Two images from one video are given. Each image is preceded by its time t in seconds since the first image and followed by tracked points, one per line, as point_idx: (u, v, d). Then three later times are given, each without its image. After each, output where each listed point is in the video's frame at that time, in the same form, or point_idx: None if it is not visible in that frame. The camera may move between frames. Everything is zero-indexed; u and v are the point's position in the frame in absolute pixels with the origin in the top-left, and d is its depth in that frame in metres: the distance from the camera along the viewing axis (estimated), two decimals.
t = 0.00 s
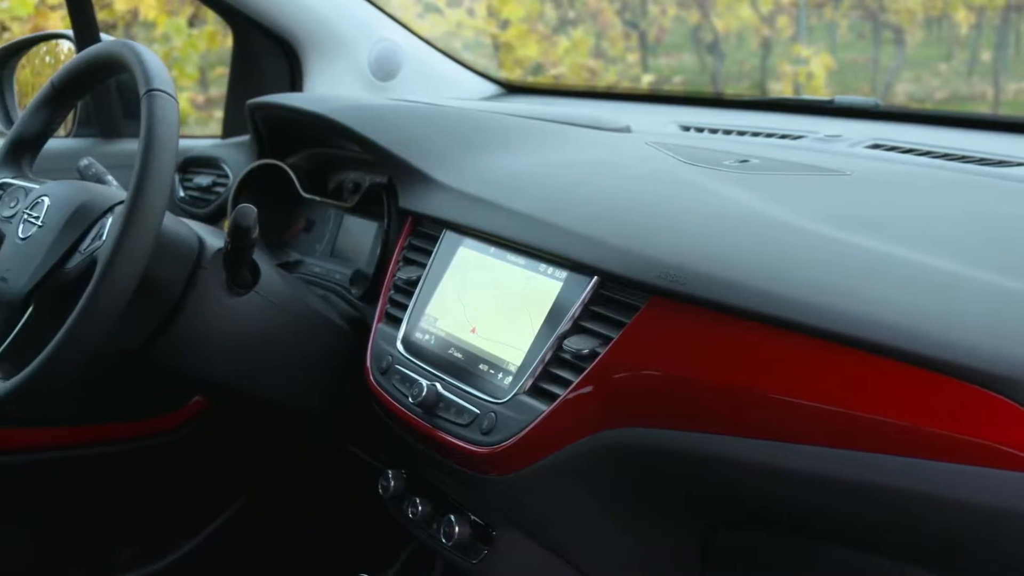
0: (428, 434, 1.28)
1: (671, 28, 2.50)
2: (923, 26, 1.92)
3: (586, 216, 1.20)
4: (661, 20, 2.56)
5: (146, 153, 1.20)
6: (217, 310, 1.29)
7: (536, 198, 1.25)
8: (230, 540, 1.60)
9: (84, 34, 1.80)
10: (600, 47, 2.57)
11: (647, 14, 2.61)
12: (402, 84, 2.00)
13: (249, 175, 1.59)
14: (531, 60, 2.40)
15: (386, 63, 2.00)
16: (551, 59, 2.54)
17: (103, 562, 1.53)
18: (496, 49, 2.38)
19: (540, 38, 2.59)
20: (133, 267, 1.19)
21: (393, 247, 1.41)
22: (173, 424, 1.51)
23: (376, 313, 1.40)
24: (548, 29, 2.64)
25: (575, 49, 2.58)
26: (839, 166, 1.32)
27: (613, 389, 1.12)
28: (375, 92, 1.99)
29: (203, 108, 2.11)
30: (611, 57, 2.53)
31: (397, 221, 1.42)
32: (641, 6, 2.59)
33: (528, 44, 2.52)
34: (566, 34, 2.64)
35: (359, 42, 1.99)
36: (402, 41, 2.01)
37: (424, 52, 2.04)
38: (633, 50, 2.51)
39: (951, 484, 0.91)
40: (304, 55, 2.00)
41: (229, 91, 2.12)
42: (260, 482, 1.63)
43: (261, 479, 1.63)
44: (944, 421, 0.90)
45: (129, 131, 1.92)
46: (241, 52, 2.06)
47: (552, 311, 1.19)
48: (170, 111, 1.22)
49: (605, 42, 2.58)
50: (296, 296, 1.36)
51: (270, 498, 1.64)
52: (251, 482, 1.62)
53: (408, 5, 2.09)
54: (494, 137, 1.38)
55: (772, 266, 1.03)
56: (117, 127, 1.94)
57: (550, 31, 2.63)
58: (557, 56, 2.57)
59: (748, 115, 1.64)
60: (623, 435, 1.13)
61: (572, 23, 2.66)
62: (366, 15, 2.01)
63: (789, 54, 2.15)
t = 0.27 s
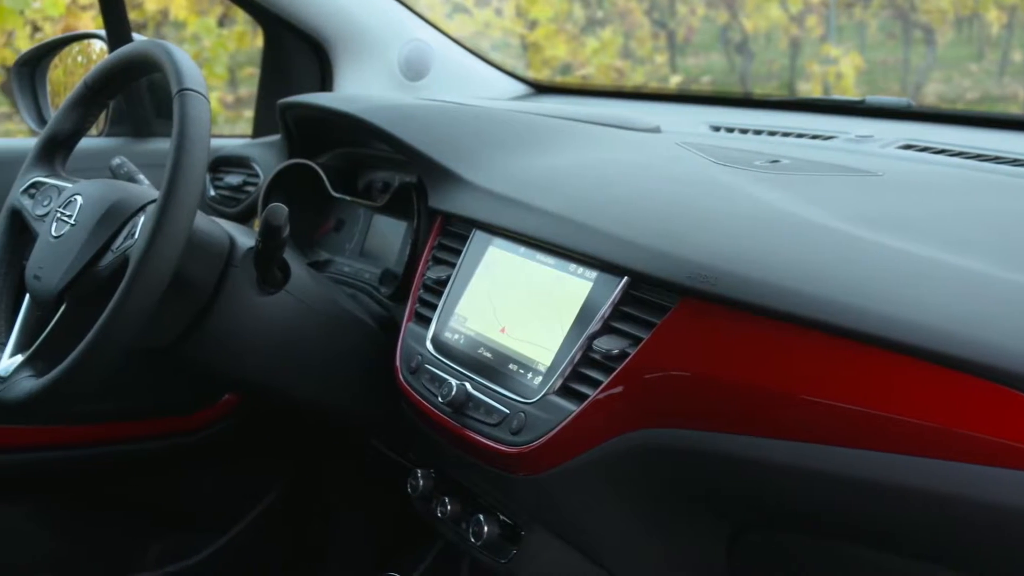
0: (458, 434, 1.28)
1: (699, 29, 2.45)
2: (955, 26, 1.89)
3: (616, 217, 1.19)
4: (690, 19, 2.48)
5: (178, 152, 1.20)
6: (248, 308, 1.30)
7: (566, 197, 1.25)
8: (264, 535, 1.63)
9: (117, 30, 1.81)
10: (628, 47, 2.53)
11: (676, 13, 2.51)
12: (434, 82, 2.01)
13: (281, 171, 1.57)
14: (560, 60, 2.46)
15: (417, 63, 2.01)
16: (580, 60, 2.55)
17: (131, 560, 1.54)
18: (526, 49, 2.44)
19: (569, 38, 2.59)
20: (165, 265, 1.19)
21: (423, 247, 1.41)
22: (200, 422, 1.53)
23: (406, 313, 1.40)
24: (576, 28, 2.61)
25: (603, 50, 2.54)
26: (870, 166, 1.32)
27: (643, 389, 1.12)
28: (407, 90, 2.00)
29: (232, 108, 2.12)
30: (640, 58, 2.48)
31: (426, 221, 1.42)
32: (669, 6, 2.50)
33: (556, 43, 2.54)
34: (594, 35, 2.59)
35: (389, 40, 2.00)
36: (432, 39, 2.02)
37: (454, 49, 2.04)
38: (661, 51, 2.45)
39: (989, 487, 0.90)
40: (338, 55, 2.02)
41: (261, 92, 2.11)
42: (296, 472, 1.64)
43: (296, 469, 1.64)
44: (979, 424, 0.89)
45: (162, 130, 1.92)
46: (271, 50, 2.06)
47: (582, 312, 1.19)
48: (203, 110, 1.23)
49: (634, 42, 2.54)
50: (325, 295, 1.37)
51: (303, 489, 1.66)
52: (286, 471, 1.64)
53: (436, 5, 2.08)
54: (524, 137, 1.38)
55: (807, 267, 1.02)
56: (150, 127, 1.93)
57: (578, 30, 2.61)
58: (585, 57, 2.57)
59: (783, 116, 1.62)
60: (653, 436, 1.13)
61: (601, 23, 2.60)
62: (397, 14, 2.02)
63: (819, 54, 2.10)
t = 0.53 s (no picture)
0: (492, 433, 1.29)
1: (733, 28, 2.45)
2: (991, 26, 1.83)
3: (652, 217, 1.19)
4: (724, 19, 2.49)
5: (216, 151, 1.21)
6: (284, 307, 1.30)
7: (602, 197, 1.25)
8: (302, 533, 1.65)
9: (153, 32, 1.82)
10: (662, 47, 2.49)
11: (710, 13, 2.52)
12: (468, 81, 1.97)
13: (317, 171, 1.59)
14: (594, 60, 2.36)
15: (452, 63, 1.97)
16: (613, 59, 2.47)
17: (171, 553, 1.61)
18: (558, 49, 2.34)
19: (602, 38, 2.50)
20: (202, 264, 1.19)
21: (457, 247, 1.42)
22: (235, 421, 1.66)
23: (441, 313, 1.41)
24: (610, 28, 2.54)
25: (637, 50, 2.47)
26: (909, 167, 1.31)
27: (679, 390, 1.11)
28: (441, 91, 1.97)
29: (266, 107, 2.10)
30: (674, 58, 2.45)
31: (461, 221, 1.42)
32: (704, 6, 2.51)
33: (589, 44, 2.44)
34: (628, 34, 2.54)
35: (424, 38, 1.96)
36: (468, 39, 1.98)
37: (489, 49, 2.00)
38: (695, 51, 2.44)
39: None
40: (372, 55, 1.98)
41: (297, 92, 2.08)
42: (332, 470, 1.68)
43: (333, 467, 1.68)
44: None
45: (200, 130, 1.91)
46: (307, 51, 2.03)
47: (617, 312, 1.19)
48: (240, 110, 1.23)
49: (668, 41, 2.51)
50: (360, 294, 1.37)
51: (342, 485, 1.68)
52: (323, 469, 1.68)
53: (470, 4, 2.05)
54: (559, 137, 1.38)
55: (847, 268, 1.02)
56: (187, 126, 1.92)
57: (611, 30, 2.53)
58: (619, 57, 2.48)
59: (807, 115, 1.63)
60: (687, 437, 1.12)
61: (634, 24, 2.56)
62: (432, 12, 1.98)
63: (855, 54, 2.13)
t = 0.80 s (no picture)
0: (525, 433, 1.29)
1: (765, 28, 2.50)
2: None
3: (685, 218, 1.19)
4: (756, 20, 2.55)
5: (251, 150, 1.21)
6: (318, 306, 1.30)
7: (636, 197, 1.25)
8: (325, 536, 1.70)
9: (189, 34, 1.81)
10: (694, 47, 2.57)
11: (741, 14, 2.61)
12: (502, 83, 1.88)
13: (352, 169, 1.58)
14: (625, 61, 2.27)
15: (485, 64, 1.88)
16: (646, 59, 2.51)
17: (205, 551, 1.69)
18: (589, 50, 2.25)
19: (633, 38, 2.55)
20: (237, 263, 1.19)
21: (491, 246, 1.42)
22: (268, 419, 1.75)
23: (474, 312, 1.41)
24: (641, 28, 2.59)
25: (669, 50, 2.55)
26: (945, 168, 1.30)
27: (713, 391, 1.11)
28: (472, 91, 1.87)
29: (299, 107, 2.01)
30: (706, 57, 2.53)
31: (494, 221, 1.42)
32: (735, 6, 2.60)
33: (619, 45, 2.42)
34: (659, 34, 2.60)
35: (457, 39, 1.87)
36: (501, 40, 1.89)
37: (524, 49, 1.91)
38: (727, 50, 2.52)
39: None
40: (403, 55, 1.88)
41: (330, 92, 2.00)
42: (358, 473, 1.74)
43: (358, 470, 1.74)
44: None
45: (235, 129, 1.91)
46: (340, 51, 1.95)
47: (650, 314, 1.18)
48: (276, 110, 1.24)
49: (698, 42, 2.59)
50: (395, 294, 1.37)
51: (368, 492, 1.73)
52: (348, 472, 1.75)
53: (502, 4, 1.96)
54: (592, 137, 1.38)
55: (884, 270, 1.01)
56: (221, 125, 1.92)
57: (643, 30, 2.59)
58: (651, 56, 2.54)
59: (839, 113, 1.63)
60: (720, 439, 1.12)
61: (666, 23, 2.62)
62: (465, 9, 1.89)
63: (888, 54, 2.11)
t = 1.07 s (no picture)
0: (555, 433, 1.29)
1: (796, 28, 2.55)
2: None
3: (717, 218, 1.18)
4: (788, 18, 2.58)
5: (284, 149, 1.21)
6: (349, 305, 1.31)
7: (669, 197, 1.24)
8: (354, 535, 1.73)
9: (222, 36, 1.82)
10: (724, 47, 2.53)
11: (772, 13, 2.62)
12: (535, 82, 1.86)
13: (384, 169, 1.59)
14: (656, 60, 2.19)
15: (517, 63, 1.86)
16: (676, 59, 2.42)
17: (233, 549, 1.71)
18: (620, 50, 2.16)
19: (664, 38, 2.47)
20: (271, 261, 1.19)
21: (522, 246, 1.42)
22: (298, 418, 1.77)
23: (504, 312, 1.41)
24: (671, 28, 2.52)
25: (700, 51, 2.50)
26: (981, 169, 1.28)
27: (745, 392, 1.10)
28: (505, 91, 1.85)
29: (328, 106, 2.00)
30: (736, 57, 2.51)
31: (526, 221, 1.42)
32: (766, 6, 2.61)
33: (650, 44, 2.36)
34: (690, 34, 2.55)
35: (489, 39, 1.85)
36: (533, 40, 1.87)
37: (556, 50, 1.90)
38: (757, 50, 2.51)
39: None
40: (435, 55, 1.86)
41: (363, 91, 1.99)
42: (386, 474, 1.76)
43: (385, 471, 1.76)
44: None
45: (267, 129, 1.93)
46: (371, 52, 1.94)
47: (681, 316, 1.18)
48: (308, 109, 1.24)
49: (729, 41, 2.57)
50: (426, 294, 1.38)
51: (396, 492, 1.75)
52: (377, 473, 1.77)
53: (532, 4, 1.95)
54: (624, 137, 1.38)
55: (921, 271, 1.00)
56: (253, 124, 1.93)
57: (674, 30, 2.53)
58: (682, 57, 2.46)
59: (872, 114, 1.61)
60: (753, 440, 1.11)
61: (696, 23, 2.57)
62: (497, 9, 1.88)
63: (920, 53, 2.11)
